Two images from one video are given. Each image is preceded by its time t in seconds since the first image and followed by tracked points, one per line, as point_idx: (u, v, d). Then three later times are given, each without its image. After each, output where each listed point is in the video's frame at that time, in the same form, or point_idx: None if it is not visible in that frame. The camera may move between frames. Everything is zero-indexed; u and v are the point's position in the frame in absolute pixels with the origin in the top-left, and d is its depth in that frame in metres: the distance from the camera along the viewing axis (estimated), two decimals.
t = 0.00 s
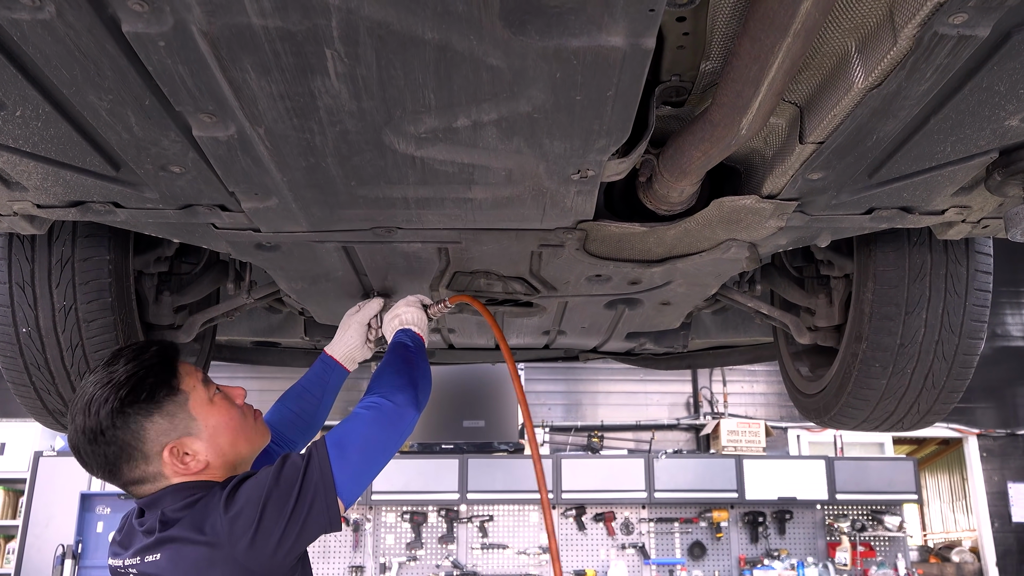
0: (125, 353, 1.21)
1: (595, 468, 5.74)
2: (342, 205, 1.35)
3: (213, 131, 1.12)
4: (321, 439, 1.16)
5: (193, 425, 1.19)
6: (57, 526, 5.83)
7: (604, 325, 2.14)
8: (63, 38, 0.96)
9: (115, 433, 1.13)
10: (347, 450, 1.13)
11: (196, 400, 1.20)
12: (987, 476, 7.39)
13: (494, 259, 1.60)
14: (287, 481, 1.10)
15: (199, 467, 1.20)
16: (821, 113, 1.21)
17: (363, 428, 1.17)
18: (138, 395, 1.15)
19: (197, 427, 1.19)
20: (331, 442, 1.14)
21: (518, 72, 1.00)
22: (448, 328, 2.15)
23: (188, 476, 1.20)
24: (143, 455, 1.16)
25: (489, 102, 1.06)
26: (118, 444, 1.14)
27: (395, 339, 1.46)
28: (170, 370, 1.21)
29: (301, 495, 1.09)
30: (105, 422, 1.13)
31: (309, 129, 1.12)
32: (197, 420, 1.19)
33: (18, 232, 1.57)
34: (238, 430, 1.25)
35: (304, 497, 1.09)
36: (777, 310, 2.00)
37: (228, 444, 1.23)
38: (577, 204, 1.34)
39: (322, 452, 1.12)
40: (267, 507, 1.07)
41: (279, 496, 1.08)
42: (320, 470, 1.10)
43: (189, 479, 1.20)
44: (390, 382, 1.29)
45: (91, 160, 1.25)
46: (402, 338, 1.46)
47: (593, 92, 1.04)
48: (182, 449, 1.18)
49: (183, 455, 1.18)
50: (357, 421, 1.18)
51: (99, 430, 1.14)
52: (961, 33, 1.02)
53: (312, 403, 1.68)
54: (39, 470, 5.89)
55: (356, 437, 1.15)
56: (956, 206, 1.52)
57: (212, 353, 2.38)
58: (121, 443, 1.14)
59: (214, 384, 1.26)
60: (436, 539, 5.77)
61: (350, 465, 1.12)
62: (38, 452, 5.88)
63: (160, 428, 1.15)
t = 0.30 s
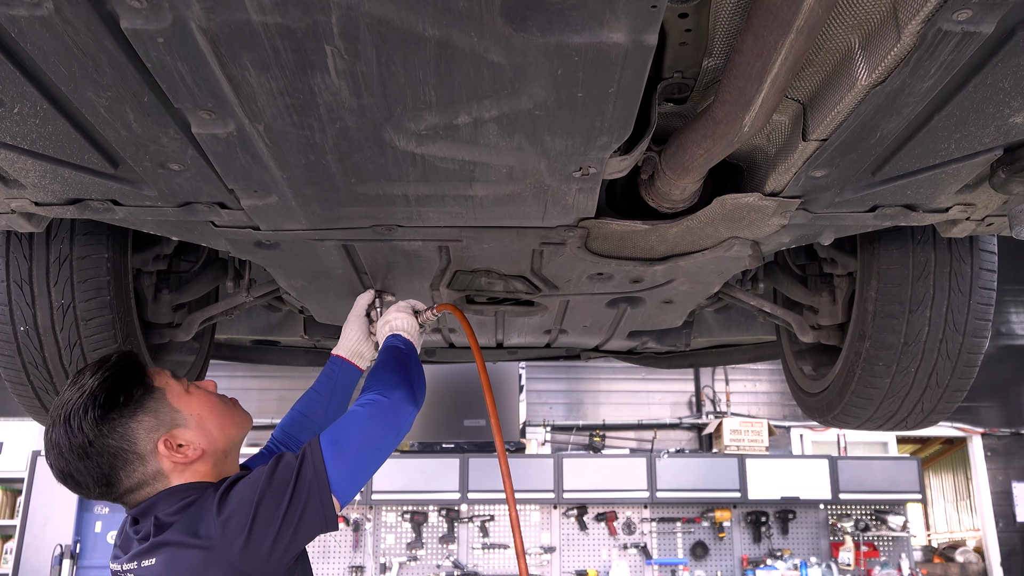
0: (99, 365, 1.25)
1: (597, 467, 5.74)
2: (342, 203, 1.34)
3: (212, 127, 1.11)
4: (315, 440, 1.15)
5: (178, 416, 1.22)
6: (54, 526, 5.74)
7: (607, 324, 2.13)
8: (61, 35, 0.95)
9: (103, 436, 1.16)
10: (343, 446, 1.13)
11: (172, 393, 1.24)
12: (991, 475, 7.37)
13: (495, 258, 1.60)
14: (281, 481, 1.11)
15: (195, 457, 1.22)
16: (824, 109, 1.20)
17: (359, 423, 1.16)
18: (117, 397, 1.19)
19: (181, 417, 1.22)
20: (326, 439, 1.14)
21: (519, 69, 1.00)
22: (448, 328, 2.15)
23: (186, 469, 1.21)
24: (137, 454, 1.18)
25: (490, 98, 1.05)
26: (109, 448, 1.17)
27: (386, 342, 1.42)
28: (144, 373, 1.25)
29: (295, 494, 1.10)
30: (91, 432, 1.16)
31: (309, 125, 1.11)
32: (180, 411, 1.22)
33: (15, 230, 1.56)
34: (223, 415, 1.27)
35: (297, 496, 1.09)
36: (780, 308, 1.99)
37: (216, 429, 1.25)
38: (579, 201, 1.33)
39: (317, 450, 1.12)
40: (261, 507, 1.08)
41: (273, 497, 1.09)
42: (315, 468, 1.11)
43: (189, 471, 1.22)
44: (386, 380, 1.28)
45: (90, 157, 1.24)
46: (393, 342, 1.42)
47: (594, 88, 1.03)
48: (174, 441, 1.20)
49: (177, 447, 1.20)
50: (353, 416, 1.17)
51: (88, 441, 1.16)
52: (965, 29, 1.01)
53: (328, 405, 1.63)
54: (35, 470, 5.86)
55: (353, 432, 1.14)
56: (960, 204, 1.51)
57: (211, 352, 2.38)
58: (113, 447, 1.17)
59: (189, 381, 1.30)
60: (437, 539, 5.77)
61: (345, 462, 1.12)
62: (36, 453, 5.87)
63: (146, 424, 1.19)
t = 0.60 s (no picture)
0: (59, 336, 1.30)
1: (598, 466, 5.73)
2: (342, 201, 1.33)
3: (212, 124, 1.10)
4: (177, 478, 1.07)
5: (111, 396, 1.23)
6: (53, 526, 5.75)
7: (608, 322, 2.12)
8: (59, 31, 0.94)
9: (31, 395, 1.18)
10: (194, 494, 1.04)
11: (114, 374, 1.25)
12: (995, 475, 7.35)
13: (496, 256, 1.59)
14: (133, 502, 1.06)
15: (114, 439, 1.21)
16: (827, 107, 1.20)
17: (216, 474, 1.05)
18: (57, 364, 1.22)
19: (113, 398, 1.23)
20: (186, 480, 1.06)
21: (520, 65, 0.99)
22: (449, 327, 2.15)
23: (100, 449, 1.20)
24: (57, 420, 1.18)
25: (491, 95, 1.04)
26: (32, 408, 1.17)
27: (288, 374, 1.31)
28: (95, 351, 1.28)
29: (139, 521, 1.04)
30: (20, 388, 1.18)
31: (309, 122, 1.10)
32: (115, 392, 1.23)
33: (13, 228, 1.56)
34: (158, 407, 1.27)
35: (140, 525, 1.04)
36: (783, 307, 1.99)
37: (145, 419, 1.24)
38: (580, 199, 1.33)
39: (172, 487, 1.05)
40: (107, 523, 1.05)
41: (120, 517, 1.05)
42: (161, 505, 1.04)
43: (103, 452, 1.21)
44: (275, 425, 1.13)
45: (88, 155, 1.23)
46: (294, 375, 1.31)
47: (596, 85, 1.02)
48: (96, 419, 1.20)
49: (98, 424, 1.20)
50: (218, 467, 1.06)
51: (14, 397, 1.18)
52: (969, 26, 1.00)
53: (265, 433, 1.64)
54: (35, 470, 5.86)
55: (207, 483, 1.05)
56: (964, 202, 1.50)
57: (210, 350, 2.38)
58: (36, 407, 1.18)
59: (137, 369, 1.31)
60: (438, 539, 5.76)
61: (192, 510, 1.04)
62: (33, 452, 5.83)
63: (76, 395, 1.20)
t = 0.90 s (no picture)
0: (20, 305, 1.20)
1: (600, 466, 5.73)
2: (342, 199, 1.32)
3: (210, 121, 1.09)
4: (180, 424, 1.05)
5: (100, 372, 1.19)
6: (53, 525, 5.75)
7: (610, 322, 2.11)
8: (57, 29, 0.94)
9: (24, 351, 1.11)
10: (216, 433, 1.03)
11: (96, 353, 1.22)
12: (999, 474, 7.33)
13: (497, 256, 1.58)
14: (130, 466, 1.01)
15: (99, 415, 1.16)
16: (830, 104, 1.19)
17: (237, 406, 1.06)
18: (47, 327, 1.17)
19: (99, 372, 1.20)
20: (196, 423, 1.04)
21: (521, 62, 0.98)
22: (450, 328, 2.14)
23: (84, 424, 1.14)
24: (45, 383, 1.11)
25: (492, 92, 1.04)
26: (24, 365, 1.11)
27: (270, 298, 1.31)
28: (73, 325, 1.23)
29: (146, 484, 1.00)
30: (15, 344, 1.11)
31: (309, 120, 1.10)
32: (101, 369, 1.20)
33: (11, 225, 1.55)
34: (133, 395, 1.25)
35: (152, 482, 1.00)
36: (785, 306, 1.98)
37: (126, 402, 1.23)
38: (582, 197, 1.32)
39: (180, 440, 1.03)
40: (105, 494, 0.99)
41: (120, 483, 0.99)
42: (177, 452, 1.01)
43: (85, 429, 1.15)
44: (276, 347, 1.16)
45: (87, 152, 1.22)
46: (278, 297, 1.32)
47: (598, 82, 1.01)
48: (88, 389, 1.15)
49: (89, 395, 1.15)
50: (230, 396, 1.06)
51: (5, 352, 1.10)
52: (973, 22, 0.99)
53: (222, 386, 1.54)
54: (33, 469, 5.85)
55: (229, 415, 1.05)
56: (968, 200, 1.49)
57: (209, 349, 2.38)
58: (28, 364, 1.11)
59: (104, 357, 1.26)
60: (439, 539, 5.75)
61: (218, 448, 1.02)
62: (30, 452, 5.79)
63: (69, 362, 1.15)
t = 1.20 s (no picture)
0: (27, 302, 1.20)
1: (602, 466, 5.72)
2: (343, 197, 1.32)
3: (210, 118, 1.08)
4: (173, 425, 1.04)
5: (88, 375, 1.18)
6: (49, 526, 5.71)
7: (612, 320, 2.10)
8: (55, 25, 0.93)
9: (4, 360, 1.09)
10: (207, 435, 1.02)
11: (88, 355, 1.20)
12: (1003, 474, 7.32)
13: (498, 255, 1.58)
14: (121, 467, 1.00)
15: (86, 421, 1.15)
16: (833, 100, 1.18)
17: (229, 409, 1.04)
18: (31, 331, 1.15)
19: (89, 376, 1.18)
20: (189, 423, 1.03)
21: (523, 59, 0.97)
22: (451, 327, 2.14)
23: (70, 430, 1.13)
24: (28, 392, 1.09)
25: (493, 89, 1.03)
26: (5, 374, 1.08)
27: (265, 301, 1.30)
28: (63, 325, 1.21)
29: (137, 485, 0.99)
30: None
31: (309, 117, 1.09)
32: (90, 371, 1.18)
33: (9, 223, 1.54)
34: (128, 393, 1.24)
35: (143, 485, 0.99)
36: (788, 304, 1.97)
37: (119, 403, 1.21)
38: (583, 195, 1.31)
39: (171, 440, 1.02)
40: (95, 497, 0.98)
41: (110, 485, 0.98)
42: (168, 454, 1.01)
43: (73, 435, 1.14)
44: (271, 348, 1.14)
45: (85, 149, 1.22)
46: (273, 300, 1.31)
47: (600, 79, 1.01)
48: (73, 395, 1.13)
49: (74, 401, 1.14)
50: (222, 397, 1.05)
51: None
52: (977, 19, 0.98)
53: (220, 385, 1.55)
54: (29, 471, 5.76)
55: (220, 417, 1.03)
56: (972, 197, 1.48)
57: (208, 348, 2.37)
58: (9, 374, 1.09)
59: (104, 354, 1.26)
60: (439, 539, 5.75)
61: (208, 452, 1.02)
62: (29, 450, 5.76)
63: (54, 367, 1.13)
